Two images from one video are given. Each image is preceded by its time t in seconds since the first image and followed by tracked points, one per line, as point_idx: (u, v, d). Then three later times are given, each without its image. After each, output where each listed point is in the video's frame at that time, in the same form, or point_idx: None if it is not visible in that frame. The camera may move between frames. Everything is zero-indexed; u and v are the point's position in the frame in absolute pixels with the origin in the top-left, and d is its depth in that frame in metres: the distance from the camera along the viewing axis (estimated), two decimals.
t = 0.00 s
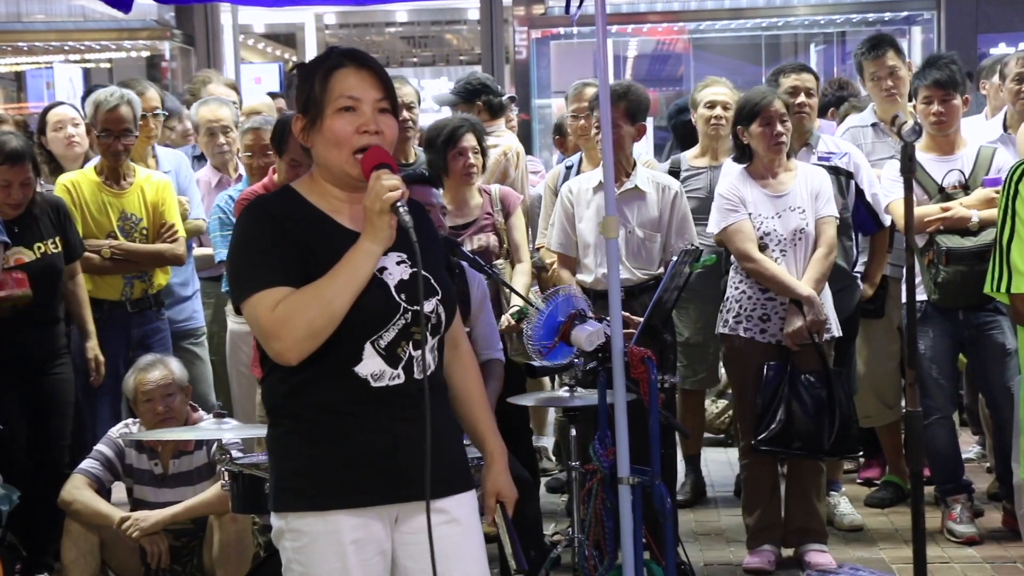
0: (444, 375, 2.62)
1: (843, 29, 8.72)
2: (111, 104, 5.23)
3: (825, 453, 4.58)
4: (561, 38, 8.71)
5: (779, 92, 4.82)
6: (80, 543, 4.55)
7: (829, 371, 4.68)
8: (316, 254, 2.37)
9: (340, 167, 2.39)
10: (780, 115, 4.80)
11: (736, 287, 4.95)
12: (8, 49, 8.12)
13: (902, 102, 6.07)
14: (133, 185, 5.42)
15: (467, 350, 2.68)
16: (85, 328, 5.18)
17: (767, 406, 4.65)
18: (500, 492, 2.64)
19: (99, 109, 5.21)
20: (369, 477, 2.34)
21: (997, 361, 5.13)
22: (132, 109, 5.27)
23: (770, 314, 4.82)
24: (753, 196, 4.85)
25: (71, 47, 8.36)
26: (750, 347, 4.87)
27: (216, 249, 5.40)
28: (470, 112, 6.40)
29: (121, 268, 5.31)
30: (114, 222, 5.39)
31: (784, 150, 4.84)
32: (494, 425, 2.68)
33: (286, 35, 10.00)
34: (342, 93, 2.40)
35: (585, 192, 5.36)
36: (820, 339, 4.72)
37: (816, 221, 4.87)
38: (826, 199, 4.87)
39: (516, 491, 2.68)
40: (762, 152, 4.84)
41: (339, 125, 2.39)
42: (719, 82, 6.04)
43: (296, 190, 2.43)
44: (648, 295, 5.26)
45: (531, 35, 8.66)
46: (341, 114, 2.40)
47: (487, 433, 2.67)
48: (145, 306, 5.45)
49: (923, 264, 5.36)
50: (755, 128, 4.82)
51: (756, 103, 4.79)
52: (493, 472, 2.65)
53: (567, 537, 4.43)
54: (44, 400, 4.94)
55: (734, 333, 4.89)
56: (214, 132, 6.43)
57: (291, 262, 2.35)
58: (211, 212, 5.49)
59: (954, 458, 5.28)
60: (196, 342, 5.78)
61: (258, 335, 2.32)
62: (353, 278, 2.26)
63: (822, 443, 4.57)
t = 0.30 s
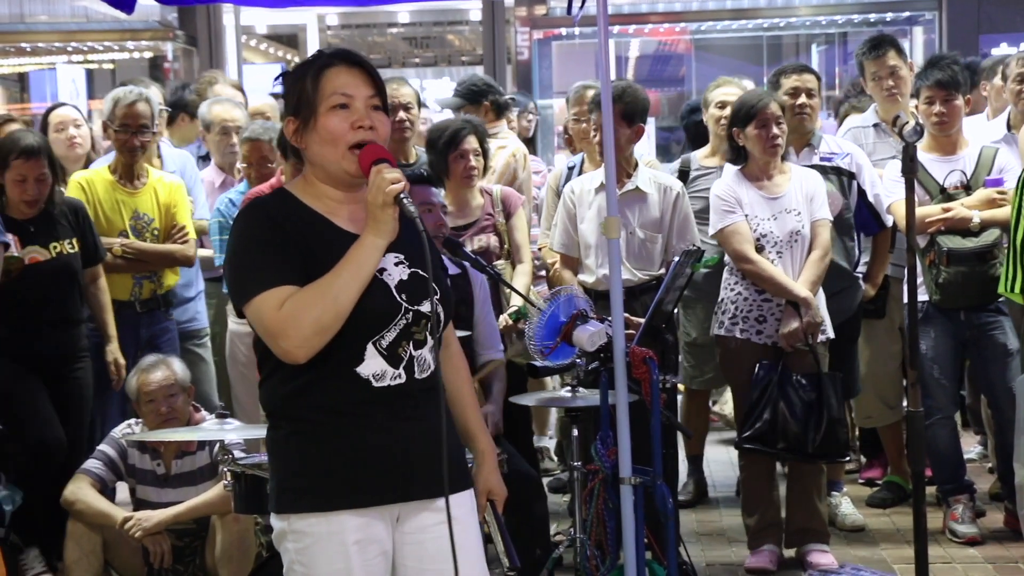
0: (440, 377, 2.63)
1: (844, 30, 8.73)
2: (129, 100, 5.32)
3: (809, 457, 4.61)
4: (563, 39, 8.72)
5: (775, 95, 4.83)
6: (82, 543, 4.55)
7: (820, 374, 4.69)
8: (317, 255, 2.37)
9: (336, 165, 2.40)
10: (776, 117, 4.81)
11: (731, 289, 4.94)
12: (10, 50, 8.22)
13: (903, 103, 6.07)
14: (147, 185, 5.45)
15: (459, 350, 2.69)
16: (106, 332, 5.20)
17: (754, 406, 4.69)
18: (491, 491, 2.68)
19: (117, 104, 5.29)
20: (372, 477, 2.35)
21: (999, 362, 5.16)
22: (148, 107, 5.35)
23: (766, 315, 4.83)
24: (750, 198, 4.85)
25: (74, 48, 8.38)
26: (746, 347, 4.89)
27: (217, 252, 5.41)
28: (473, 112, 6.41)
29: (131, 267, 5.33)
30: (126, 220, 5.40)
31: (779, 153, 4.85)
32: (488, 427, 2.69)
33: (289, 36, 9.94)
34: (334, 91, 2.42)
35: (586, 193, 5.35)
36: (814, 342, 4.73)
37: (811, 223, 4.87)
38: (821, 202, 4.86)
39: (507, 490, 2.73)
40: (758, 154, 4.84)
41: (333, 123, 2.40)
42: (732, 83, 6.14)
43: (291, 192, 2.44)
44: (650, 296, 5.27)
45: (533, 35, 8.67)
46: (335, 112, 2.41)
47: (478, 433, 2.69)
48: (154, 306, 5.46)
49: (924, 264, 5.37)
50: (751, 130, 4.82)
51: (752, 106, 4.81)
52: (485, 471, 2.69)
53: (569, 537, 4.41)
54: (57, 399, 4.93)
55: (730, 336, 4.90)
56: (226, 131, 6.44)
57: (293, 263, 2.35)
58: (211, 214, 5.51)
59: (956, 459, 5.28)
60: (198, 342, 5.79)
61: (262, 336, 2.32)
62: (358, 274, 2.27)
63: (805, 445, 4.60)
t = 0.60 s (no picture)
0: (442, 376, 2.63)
1: (844, 30, 8.74)
2: (141, 102, 5.31)
3: (808, 457, 4.61)
4: (564, 39, 8.75)
5: (775, 97, 4.86)
6: (84, 544, 4.56)
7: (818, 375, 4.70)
8: (322, 256, 2.38)
9: (340, 167, 2.40)
10: (775, 119, 4.82)
11: (727, 290, 4.95)
12: (11, 52, 8.17)
13: (906, 103, 6.08)
14: (156, 188, 5.46)
15: (462, 351, 2.69)
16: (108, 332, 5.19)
17: (752, 407, 4.71)
18: (498, 490, 2.64)
19: (129, 106, 5.29)
20: (375, 477, 2.35)
21: (1001, 362, 5.16)
22: (160, 108, 5.35)
23: (762, 316, 4.83)
24: (747, 198, 4.85)
25: (76, 49, 8.40)
26: (743, 348, 4.87)
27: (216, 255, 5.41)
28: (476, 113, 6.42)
29: (136, 269, 5.31)
30: (134, 223, 5.41)
31: (778, 155, 4.85)
32: (490, 426, 2.69)
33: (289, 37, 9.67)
34: (338, 93, 2.41)
35: (587, 194, 5.35)
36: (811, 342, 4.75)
37: (808, 225, 4.88)
38: (818, 203, 4.89)
39: (513, 489, 2.68)
40: (757, 155, 4.84)
41: (337, 125, 2.40)
42: (745, 85, 6.23)
43: (294, 193, 2.44)
44: (651, 296, 5.27)
45: (535, 35, 8.72)
46: (339, 114, 2.41)
47: (483, 432, 2.66)
48: (158, 308, 5.47)
49: (924, 264, 5.37)
50: (749, 132, 4.83)
51: (752, 108, 4.83)
52: (490, 470, 2.65)
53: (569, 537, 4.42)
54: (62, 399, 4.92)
55: (727, 337, 4.89)
56: (235, 131, 6.44)
57: (297, 264, 2.36)
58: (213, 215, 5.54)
59: (957, 458, 5.28)
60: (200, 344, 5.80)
61: (268, 336, 2.32)
62: (365, 274, 2.27)
63: (805, 445, 4.60)
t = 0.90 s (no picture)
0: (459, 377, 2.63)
1: (847, 31, 8.69)
2: (131, 102, 5.38)
3: (811, 458, 4.60)
4: (566, 41, 8.78)
5: (776, 99, 4.86)
6: (86, 545, 4.57)
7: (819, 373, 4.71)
8: (339, 257, 2.38)
9: (359, 170, 2.40)
10: (776, 121, 4.82)
11: (726, 292, 4.94)
12: (14, 53, 8.24)
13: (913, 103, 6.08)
14: (148, 188, 5.46)
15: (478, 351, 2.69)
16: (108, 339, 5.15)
17: (755, 409, 4.72)
18: (513, 492, 2.66)
19: (120, 106, 5.36)
20: (389, 478, 2.35)
21: (1004, 363, 5.16)
22: (150, 108, 5.42)
23: (762, 317, 4.83)
24: (748, 200, 4.85)
25: (78, 50, 8.41)
26: (743, 351, 4.87)
27: (218, 257, 5.41)
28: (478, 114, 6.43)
29: (133, 270, 5.28)
30: (128, 223, 5.41)
31: (779, 157, 4.85)
32: (504, 425, 2.69)
33: (293, 38, 9.39)
34: (357, 98, 2.41)
35: (590, 195, 5.35)
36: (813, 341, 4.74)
37: (807, 227, 4.87)
38: (817, 206, 4.87)
39: (527, 491, 2.70)
40: (757, 157, 4.84)
41: (356, 130, 2.40)
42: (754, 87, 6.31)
43: (314, 194, 2.44)
44: (653, 297, 5.27)
45: (536, 37, 8.78)
46: (358, 119, 2.40)
47: (496, 432, 2.67)
48: (155, 309, 5.46)
49: (927, 265, 5.37)
50: (749, 134, 4.83)
51: (753, 110, 4.83)
52: (506, 472, 2.66)
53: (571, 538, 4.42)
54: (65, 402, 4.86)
55: (726, 338, 4.88)
56: (236, 132, 6.44)
57: (315, 265, 2.36)
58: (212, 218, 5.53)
59: (960, 459, 5.28)
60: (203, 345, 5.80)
61: (284, 338, 2.32)
62: (383, 281, 2.27)
63: (806, 445, 4.60)
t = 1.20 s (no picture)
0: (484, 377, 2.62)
1: (850, 32, 8.73)
2: (125, 103, 5.36)
3: (811, 461, 4.62)
4: (569, 42, 8.77)
5: (780, 100, 4.86)
6: (90, 545, 4.57)
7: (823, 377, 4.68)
8: (361, 256, 2.39)
9: (381, 174, 2.41)
10: (779, 123, 4.82)
11: (729, 293, 4.94)
12: (16, 53, 8.07)
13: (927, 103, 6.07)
14: (144, 189, 5.47)
15: (508, 351, 2.67)
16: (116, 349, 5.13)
17: (757, 410, 4.72)
18: (538, 494, 2.61)
19: (113, 108, 5.34)
20: (409, 477, 2.35)
21: (1006, 364, 5.16)
22: (145, 108, 5.40)
23: (764, 320, 4.83)
24: (751, 201, 4.85)
25: (81, 51, 8.44)
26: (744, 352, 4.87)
27: (221, 258, 5.38)
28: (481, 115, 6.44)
29: (130, 270, 5.27)
30: (125, 224, 5.41)
31: (782, 158, 4.85)
32: (534, 425, 2.67)
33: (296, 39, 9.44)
34: (379, 101, 2.41)
35: (591, 196, 5.35)
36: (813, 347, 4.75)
37: (811, 229, 4.87)
38: (821, 208, 4.87)
39: (554, 495, 2.65)
40: (760, 159, 4.85)
41: (377, 134, 2.40)
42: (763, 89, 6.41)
43: (337, 193, 2.45)
44: (655, 300, 5.30)
45: (539, 38, 8.79)
46: (379, 122, 2.40)
47: (526, 435, 2.64)
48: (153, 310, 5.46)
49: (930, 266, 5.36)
50: (753, 135, 4.84)
51: (756, 111, 4.83)
52: (531, 475, 2.62)
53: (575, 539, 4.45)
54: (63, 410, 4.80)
55: (727, 340, 4.89)
56: (235, 133, 6.45)
57: (336, 264, 2.37)
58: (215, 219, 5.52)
59: (962, 461, 5.28)
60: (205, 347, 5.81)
61: (305, 336, 2.34)
62: (400, 282, 2.28)
63: (807, 450, 4.61)
